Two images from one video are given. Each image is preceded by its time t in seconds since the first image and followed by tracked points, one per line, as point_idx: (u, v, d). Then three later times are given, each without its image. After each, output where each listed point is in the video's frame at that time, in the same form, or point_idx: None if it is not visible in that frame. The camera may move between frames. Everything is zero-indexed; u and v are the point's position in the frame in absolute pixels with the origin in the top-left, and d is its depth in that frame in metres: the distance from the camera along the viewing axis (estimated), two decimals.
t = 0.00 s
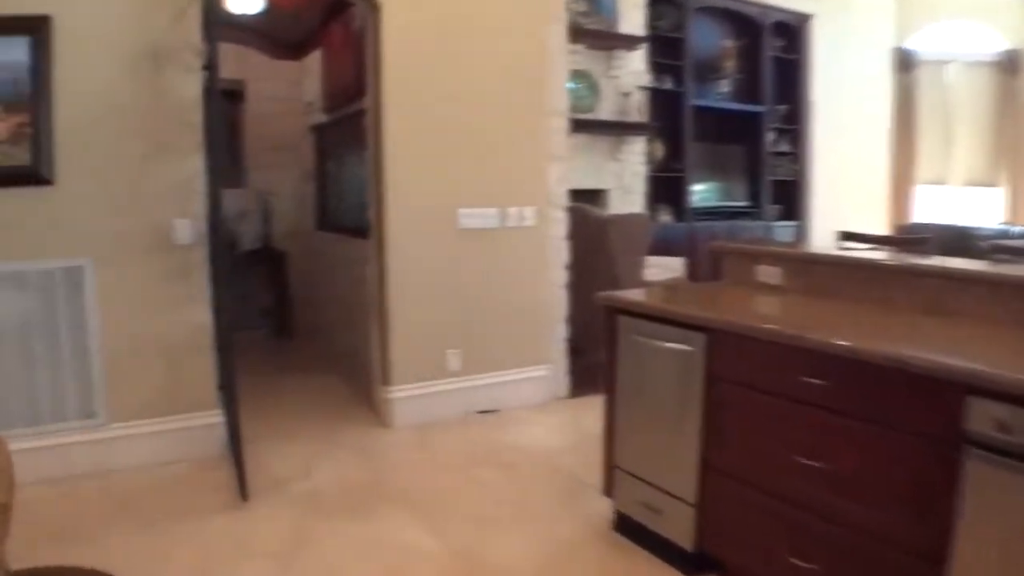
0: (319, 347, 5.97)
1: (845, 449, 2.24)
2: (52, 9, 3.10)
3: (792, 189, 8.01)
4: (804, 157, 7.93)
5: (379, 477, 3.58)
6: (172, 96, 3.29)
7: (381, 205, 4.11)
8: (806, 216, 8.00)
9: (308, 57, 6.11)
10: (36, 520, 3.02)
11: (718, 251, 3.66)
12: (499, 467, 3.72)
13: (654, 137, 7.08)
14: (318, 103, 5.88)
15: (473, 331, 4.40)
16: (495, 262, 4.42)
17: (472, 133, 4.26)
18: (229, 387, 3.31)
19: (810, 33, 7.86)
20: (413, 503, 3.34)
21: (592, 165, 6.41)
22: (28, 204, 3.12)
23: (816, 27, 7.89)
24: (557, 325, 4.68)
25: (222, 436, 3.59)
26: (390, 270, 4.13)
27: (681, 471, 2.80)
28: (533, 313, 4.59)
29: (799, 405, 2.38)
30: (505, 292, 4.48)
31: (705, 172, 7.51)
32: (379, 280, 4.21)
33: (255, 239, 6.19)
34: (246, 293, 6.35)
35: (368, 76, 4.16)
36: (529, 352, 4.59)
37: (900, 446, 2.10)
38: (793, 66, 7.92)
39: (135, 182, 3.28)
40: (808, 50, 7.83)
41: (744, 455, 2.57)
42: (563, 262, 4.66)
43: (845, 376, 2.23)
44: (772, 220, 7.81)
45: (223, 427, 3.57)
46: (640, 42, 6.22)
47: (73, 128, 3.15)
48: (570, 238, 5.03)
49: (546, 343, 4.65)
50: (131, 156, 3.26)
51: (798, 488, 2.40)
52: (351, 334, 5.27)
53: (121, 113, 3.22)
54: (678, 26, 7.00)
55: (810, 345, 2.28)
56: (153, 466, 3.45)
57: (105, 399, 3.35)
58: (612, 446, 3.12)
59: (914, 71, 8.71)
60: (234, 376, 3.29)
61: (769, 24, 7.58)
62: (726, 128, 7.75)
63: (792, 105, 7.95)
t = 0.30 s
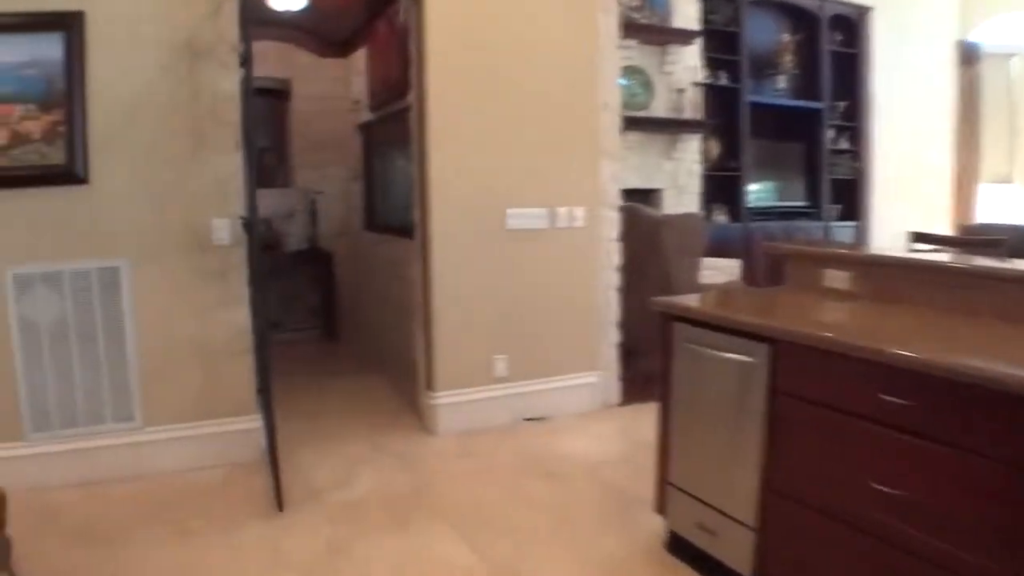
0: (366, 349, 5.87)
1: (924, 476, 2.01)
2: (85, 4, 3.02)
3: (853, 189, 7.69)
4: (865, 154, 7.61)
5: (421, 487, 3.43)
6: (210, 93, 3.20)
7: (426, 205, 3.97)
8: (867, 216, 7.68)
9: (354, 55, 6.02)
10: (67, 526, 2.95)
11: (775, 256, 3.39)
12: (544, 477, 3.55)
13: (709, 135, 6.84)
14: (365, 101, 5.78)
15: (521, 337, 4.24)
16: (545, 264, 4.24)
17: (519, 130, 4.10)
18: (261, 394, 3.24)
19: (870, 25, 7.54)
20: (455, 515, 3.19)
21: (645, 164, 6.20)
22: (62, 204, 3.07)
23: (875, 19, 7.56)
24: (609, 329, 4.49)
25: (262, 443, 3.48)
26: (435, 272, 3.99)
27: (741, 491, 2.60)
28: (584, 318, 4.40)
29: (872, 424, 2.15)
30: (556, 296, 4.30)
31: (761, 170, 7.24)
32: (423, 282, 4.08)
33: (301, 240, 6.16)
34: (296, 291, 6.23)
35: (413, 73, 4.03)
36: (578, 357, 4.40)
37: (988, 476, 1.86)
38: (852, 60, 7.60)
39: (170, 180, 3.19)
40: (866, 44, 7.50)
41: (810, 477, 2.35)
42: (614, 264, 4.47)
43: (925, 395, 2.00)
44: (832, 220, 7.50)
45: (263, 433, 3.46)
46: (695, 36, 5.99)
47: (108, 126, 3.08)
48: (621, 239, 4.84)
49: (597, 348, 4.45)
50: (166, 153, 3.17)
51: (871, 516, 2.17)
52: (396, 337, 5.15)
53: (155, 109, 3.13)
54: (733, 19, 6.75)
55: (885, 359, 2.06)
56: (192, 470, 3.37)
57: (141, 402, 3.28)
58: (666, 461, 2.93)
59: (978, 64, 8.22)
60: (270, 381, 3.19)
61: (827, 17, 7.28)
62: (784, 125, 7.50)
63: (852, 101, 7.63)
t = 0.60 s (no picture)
0: (409, 352, 5.74)
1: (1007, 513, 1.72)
2: None
3: (910, 187, 7.34)
4: (922, 151, 7.27)
5: (461, 500, 3.27)
6: (242, 91, 3.09)
7: (467, 206, 3.81)
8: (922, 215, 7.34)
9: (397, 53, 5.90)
10: (94, 539, 2.86)
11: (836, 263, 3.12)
12: (590, 492, 3.35)
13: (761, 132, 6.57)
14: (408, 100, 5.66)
15: (566, 344, 4.05)
16: (592, 267, 4.05)
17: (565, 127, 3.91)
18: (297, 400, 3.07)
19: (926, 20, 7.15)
20: (495, 533, 3.01)
21: (695, 163, 5.97)
22: (90, 206, 3.01)
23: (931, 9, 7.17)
24: (659, 336, 4.27)
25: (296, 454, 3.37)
26: (476, 276, 3.82)
27: (805, 521, 2.31)
28: (632, 325, 4.19)
29: (945, 450, 1.86)
30: (602, 301, 4.10)
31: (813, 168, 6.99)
32: (465, 286, 3.91)
33: (343, 242, 6.17)
34: (338, 294, 6.02)
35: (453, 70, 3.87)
36: (626, 365, 4.20)
37: None
38: (907, 56, 7.22)
39: (201, 180, 3.10)
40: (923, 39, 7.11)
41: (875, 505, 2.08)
42: (665, 267, 4.26)
43: (1008, 419, 1.70)
44: (886, 219, 7.17)
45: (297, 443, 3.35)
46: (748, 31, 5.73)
47: (137, 126, 3.00)
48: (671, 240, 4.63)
49: (646, 355, 4.24)
50: (197, 153, 3.08)
51: (948, 556, 1.87)
52: (439, 341, 5.02)
53: (185, 107, 3.04)
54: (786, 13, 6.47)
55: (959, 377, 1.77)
56: (225, 481, 3.27)
57: (173, 410, 3.19)
58: (718, 481, 2.68)
59: None
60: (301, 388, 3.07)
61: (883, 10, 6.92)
62: (838, 121, 7.18)
63: (908, 96, 7.28)
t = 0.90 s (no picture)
0: (450, 359, 5.61)
1: None
2: (139, 3, 2.92)
3: (965, 188, 7.02)
4: (978, 150, 6.98)
5: (497, 517, 3.11)
6: (270, 95, 3.03)
7: (505, 210, 3.65)
8: (978, 217, 7.02)
9: (436, 54, 5.79)
10: (119, 554, 2.77)
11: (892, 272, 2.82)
12: (635, 509, 3.17)
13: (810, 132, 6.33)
14: (447, 103, 5.55)
15: (610, 355, 3.84)
16: (636, 272, 3.84)
17: (606, 127, 3.72)
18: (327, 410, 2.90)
19: (979, 14, 6.86)
20: (532, 552, 2.84)
21: (743, 164, 5.77)
22: (115, 212, 2.98)
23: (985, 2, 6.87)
24: (708, 344, 4.04)
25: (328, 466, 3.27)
26: (515, 284, 3.65)
27: (861, 560, 2.02)
28: (681, 335, 3.97)
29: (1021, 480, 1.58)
30: (648, 309, 3.88)
31: (864, 168, 6.73)
32: (503, 292, 3.76)
33: (383, 246, 6.07)
34: (378, 300, 5.94)
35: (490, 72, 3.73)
36: (672, 377, 3.98)
37: None
38: (958, 52, 6.94)
39: (227, 184, 3.04)
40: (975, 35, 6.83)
41: (940, 541, 1.79)
42: (712, 273, 4.02)
43: None
44: (940, 221, 6.87)
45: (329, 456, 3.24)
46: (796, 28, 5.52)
47: (161, 132, 2.97)
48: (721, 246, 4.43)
49: (694, 364, 4.01)
50: (222, 156, 3.02)
51: None
52: (481, 349, 4.89)
53: (210, 111, 2.99)
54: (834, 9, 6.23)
55: None
56: (257, 494, 3.18)
57: (202, 422, 3.12)
58: (766, 503, 2.40)
59: None
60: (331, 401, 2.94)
61: (934, 5, 6.66)
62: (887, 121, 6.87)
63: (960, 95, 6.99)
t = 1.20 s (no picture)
0: (490, 367, 5.49)
1: None
2: (168, 8, 2.89)
3: None
4: None
5: (529, 537, 2.98)
6: (300, 99, 2.96)
7: (543, 217, 3.52)
8: None
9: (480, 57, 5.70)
10: (140, 564, 2.70)
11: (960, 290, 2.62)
12: (674, 534, 3.00)
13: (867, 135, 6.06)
14: (489, 106, 5.45)
15: (651, 368, 3.68)
16: (680, 283, 3.67)
17: (651, 131, 3.57)
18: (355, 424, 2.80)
19: None
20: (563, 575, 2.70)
21: (795, 167, 5.58)
22: (144, 217, 2.94)
23: None
24: (755, 360, 3.87)
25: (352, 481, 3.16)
26: (552, 293, 3.52)
27: None
28: (728, 349, 3.79)
29: None
30: (692, 321, 3.72)
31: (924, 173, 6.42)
32: (541, 302, 3.62)
33: (425, 251, 6.02)
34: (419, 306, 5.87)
35: (529, 75, 3.62)
36: (717, 393, 3.80)
37: None
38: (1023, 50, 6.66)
39: (257, 190, 2.98)
40: None
41: None
42: (761, 284, 3.85)
43: None
44: (1006, 228, 6.55)
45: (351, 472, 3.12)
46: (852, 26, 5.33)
47: (191, 137, 2.93)
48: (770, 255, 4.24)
49: (740, 380, 3.82)
50: (253, 162, 2.97)
51: None
52: (522, 358, 4.78)
53: (240, 115, 2.94)
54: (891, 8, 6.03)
55: None
56: (283, 506, 3.10)
57: (228, 431, 3.06)
58: (809, 539, 2.23)
59: None
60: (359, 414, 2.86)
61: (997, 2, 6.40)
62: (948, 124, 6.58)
63: None
